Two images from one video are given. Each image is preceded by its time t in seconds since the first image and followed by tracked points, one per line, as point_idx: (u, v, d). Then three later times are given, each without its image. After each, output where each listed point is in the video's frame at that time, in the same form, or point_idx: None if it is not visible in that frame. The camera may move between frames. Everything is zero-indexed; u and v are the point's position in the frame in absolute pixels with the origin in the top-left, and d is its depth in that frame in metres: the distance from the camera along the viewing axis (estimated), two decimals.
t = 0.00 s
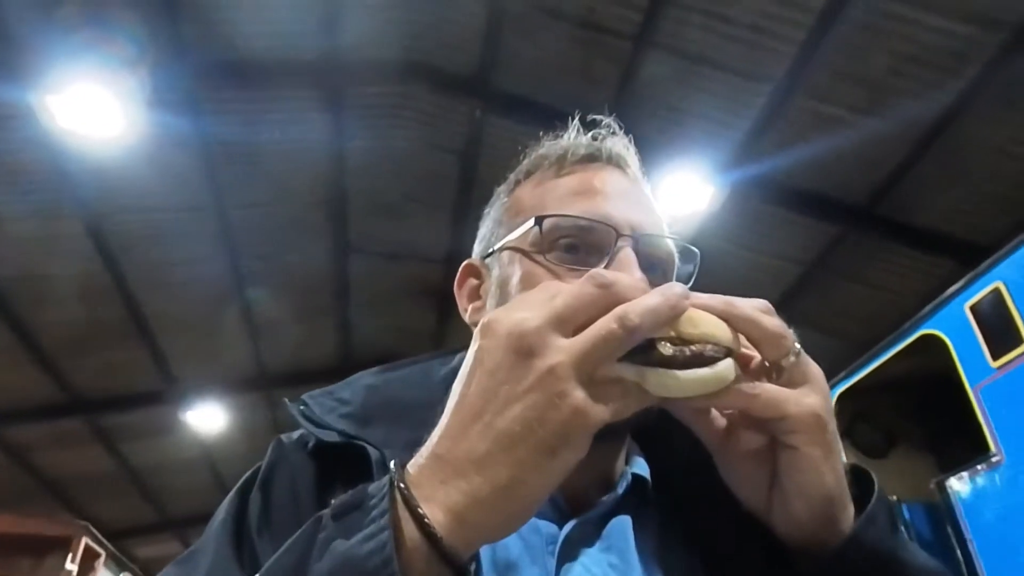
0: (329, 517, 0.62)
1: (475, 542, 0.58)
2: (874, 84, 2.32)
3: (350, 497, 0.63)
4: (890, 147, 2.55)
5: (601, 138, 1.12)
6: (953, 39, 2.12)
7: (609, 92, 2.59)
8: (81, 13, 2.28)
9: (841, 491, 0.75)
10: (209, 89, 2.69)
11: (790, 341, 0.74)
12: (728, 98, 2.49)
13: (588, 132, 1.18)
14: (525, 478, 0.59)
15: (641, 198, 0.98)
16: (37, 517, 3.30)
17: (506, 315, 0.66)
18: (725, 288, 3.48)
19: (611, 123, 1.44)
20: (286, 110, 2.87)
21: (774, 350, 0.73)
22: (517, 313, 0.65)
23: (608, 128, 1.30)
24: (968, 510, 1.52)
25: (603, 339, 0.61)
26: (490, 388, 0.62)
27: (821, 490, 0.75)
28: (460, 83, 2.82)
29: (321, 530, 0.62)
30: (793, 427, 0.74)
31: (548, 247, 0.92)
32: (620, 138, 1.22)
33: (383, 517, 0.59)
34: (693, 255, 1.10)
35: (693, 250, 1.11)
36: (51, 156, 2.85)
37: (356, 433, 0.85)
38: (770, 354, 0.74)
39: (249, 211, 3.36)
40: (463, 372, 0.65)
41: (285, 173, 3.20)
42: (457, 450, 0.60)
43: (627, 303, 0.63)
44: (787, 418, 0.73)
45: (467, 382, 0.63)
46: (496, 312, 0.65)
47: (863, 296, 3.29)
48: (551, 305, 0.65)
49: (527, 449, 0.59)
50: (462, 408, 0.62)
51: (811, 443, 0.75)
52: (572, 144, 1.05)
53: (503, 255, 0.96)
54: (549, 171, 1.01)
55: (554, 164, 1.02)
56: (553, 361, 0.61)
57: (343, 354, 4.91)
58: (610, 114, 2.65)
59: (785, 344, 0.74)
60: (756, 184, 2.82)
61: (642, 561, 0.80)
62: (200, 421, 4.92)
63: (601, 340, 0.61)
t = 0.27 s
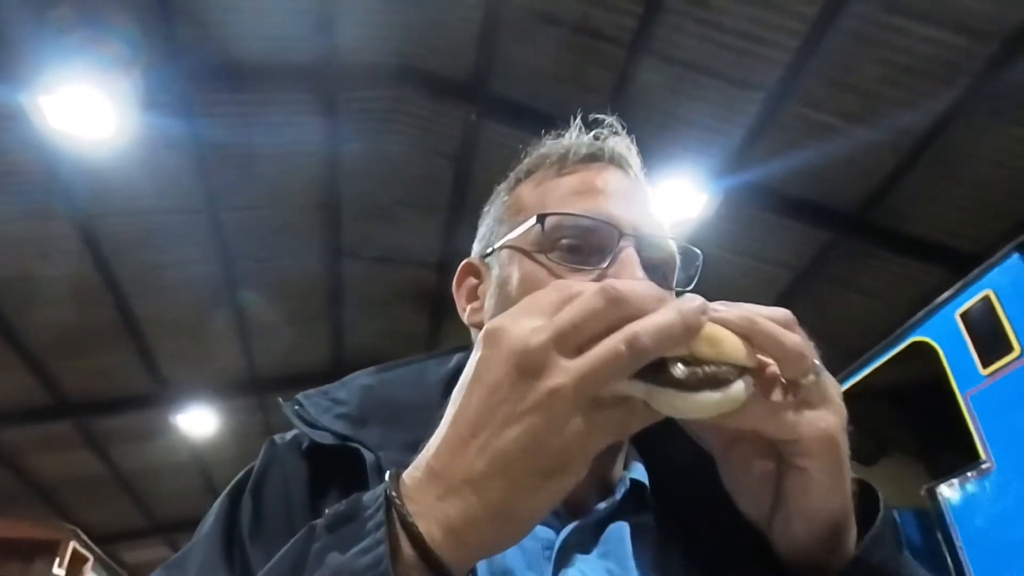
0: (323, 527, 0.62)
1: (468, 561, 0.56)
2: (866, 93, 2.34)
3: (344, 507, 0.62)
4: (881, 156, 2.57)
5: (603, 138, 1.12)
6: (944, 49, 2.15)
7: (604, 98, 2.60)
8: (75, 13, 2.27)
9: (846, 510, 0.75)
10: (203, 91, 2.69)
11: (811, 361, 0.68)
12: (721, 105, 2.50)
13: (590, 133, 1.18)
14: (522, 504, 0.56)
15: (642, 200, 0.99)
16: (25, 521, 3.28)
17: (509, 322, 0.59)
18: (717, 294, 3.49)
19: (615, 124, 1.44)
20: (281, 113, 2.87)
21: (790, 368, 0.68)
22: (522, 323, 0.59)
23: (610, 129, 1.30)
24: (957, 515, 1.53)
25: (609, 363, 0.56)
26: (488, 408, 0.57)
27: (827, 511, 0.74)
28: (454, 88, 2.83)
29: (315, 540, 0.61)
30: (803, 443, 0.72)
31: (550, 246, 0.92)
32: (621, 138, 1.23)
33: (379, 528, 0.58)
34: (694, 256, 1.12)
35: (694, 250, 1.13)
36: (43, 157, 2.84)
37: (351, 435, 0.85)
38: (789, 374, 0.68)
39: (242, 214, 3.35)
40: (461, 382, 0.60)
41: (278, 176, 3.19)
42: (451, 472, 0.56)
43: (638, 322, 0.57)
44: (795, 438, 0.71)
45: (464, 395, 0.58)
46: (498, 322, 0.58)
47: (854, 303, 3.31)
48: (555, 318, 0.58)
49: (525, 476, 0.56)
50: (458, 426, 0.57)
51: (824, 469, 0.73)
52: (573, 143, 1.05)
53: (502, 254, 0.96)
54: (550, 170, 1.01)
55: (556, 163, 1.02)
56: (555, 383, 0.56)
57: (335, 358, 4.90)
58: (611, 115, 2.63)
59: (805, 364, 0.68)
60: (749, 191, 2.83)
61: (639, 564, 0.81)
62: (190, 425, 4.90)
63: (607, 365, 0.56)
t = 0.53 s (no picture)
0: (313, 548, 0.61)
1: None
2: (860, 102, 2.35)
3: (336, 526, 0.61)
4: (876, 164, 2.58)
5: (604, 140, 1.12)
6: (937, 58, 2.16)
7: (600, 105, 2.61)
8: (72, 18, 2.27)
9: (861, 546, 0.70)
10: (199, 95, 2.68)
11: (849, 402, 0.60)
12: (717, 113, 2.51)
13: (590, 135, 1.18)
14: (519, 545, 0.52)
15: (643, 202, 0.99)
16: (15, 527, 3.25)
17: (519, 345, 0.53)
18: (712, 302, 3.49)
19: (613, 127, 1.45)
20: (278, 117, 2.87)
21: (825, 412, 0.60)
22: (533, 349, 0.52)
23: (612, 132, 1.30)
24: (951, 524, 1.51)
25: (622, 414, 0.49)
26: (489, 446, 0.51)
27: (839, 550, 0.69)
28: (451, 94, 2.83)
29: (305, 561, 0.60)
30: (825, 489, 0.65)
31: (552, 247, 0.93)
32: (624, 141, 1.23)
33: (372, 553, 0.55)
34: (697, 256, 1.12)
35: (699, 253, 1.14)
36: (38, 160, 2.83)
37: (347, 439, 0.85)
38: (825, 415, 0.60)
39: (237, 219, 3.35)
40: (463, 404, 0.54)
41: (274, 181, 3.18)
42: (444, 508, 0.52)
43: (662, 366, 0.50)
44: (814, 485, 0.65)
45: (464, 424, 0.53)
46: (508, 346, 0.52)
47: (848, 311, 3.32)
48: (569, 350, 0.51)
49: (524, 519, 0.51)
50: (454, 460, 0.52)
51: (841, 515, 0.67)
52: (574, 145, 1.05)
53: (504, 256, 0.97)
54: (551, 172, 1.02)
55: (557, 165, 1.02)
56: (566, 428, 0.50)
57: (330, 364, 4.88)
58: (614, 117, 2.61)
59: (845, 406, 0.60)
60: (744, 198, 2.84)
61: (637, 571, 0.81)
62: (184, 430, 4.88)
63: (620, 415, 0.49)
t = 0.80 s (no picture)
0: (309, 570, 0.60)
1: None
2: (860, 105, 2.35)
3: (333, 548, 0.61)
4: (876, 167, 2.58)
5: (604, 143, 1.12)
6: (937, 61, 2.16)
7: (600, 109, 2.61)
8: (73, 21, 2.27)
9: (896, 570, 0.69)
10: (200, 99, 2.69)
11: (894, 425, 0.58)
12: (717, 115, 2.51)
13: (590, 138, 1.18)
14: None
15: (643, 203, 0.99)
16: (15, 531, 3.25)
17: (535, 362, 0.50)
18: (712, 306, 3.49)
19: (612, 130, 1.45)
20: (278, 122, 2.87)
21: (866, 437, 0.58)
22: (550, 367, 0.50)
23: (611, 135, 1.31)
24: (952, 528, 1.48)
25: (647, 442, 0.47)
26: (500, 472, 0.49)
27: None
28: (451, 97, 2.83)
29: None
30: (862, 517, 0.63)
31: (553, 246, 0.92)
32: (624, 142, 1.23)
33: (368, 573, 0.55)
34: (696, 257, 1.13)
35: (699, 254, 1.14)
36: (39, 164, 2.83)
37: (345, 442, 0.85)
38: (861, 439, 0.58)
39: (237, 222, 3.35)
40: (471, 421, 0.51)
41: (274, 185, 3.19)
42: (451, 536, 0.49)
43: (690, 391, 0.48)
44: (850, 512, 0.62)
45: (473, 446, 0.50)
46: (523, 364, 0.50)
47: (849, 314, 3.31)
48: (588, 370, 0.48)
49: (537, 550, 0.49)
50: (462, 485, 0.49)
51: (876, 546, 0.66)
52: (574, 148, 1.05)
53: (505, 258, 0.97)
54: (552, 174, 1.02)
55: (557, 167, 1.02)
56: (585, 457, 0.48)
57: (330, 368, 4.88)
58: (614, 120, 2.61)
59: (889, 429, 0.58)
60: (744, 201, 2.84)
61: None
62: (184, 434, 4.87)
63: (645, 444, 0.47)
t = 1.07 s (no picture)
0: None
1: None
2: (863, 102, 2.34)
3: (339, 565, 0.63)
4: (879, 164, 2.57)
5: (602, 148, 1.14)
6: (940, 58, 2.15)
7: (603, 106, 2.61)
8: (76, 22, 2.28)
9: None
10: (203, 99, 2.69)
11: (955, 444, 0.55)
12: (719, 113, 2.51)
13: (589, 142, 1.20)
14: None
15: (640, 207, 1.01)
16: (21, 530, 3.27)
17: (555, 379, 0.48)
18: (715, 304, 3.48)
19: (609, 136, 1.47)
20: (281, 121, 2.87)
21: (925, 457, 0.55)
22: (572, 388, 0.48)
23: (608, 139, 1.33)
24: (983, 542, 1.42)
25: (678, 471, 0.45)
26: (513, 500, 0.46)
27: None
28: (453, 96, 2.84)
29: None
30: (920, 547, 0.60)
31: (552, 249, 0.95)
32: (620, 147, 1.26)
33: None
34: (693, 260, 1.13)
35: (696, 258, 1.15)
36: (42, 164, 2.84)
37: (348, 443, 0.87)
38: (918, 459, 0.56)
39: (240, 222, 3.35)
40: (485, 438, 0.49)
41: (277, 184, 3.19)
42: (462, 567, 0.47)
43: (727, 413, 0.45)
44: (906, 541, 0.60)
45: (485, 469, 0.48)
46: (541, 383, 0.48)
47: (852, 312, 3.30)
48: (613, 391, 0.46)
49: None
50: (470, 514, 0.47)
51: None
52: (572, 152, 1.07)
53: (505, 260, 0.99)
54: (551, 179, 1.05)
55: (556, 172, 1.05)
56: (608, 487, 0.46)
57: (333, 367, 4.89)
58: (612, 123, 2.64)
59: (951, 450, 0.55)
60: (747, 199, 2.83)
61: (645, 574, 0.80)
62: (188, 433, 4.89)
63: (676, 473, 0.45)
